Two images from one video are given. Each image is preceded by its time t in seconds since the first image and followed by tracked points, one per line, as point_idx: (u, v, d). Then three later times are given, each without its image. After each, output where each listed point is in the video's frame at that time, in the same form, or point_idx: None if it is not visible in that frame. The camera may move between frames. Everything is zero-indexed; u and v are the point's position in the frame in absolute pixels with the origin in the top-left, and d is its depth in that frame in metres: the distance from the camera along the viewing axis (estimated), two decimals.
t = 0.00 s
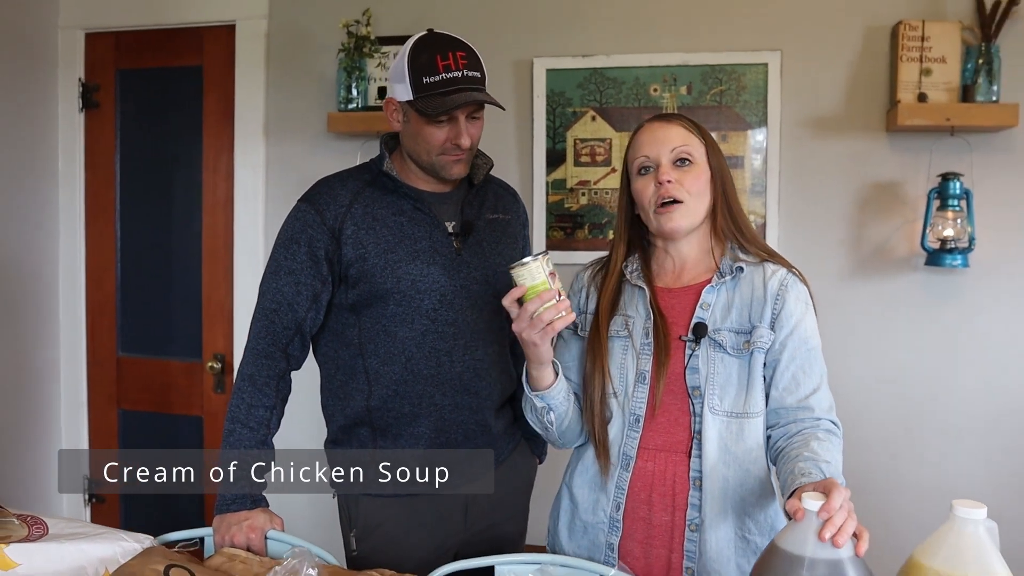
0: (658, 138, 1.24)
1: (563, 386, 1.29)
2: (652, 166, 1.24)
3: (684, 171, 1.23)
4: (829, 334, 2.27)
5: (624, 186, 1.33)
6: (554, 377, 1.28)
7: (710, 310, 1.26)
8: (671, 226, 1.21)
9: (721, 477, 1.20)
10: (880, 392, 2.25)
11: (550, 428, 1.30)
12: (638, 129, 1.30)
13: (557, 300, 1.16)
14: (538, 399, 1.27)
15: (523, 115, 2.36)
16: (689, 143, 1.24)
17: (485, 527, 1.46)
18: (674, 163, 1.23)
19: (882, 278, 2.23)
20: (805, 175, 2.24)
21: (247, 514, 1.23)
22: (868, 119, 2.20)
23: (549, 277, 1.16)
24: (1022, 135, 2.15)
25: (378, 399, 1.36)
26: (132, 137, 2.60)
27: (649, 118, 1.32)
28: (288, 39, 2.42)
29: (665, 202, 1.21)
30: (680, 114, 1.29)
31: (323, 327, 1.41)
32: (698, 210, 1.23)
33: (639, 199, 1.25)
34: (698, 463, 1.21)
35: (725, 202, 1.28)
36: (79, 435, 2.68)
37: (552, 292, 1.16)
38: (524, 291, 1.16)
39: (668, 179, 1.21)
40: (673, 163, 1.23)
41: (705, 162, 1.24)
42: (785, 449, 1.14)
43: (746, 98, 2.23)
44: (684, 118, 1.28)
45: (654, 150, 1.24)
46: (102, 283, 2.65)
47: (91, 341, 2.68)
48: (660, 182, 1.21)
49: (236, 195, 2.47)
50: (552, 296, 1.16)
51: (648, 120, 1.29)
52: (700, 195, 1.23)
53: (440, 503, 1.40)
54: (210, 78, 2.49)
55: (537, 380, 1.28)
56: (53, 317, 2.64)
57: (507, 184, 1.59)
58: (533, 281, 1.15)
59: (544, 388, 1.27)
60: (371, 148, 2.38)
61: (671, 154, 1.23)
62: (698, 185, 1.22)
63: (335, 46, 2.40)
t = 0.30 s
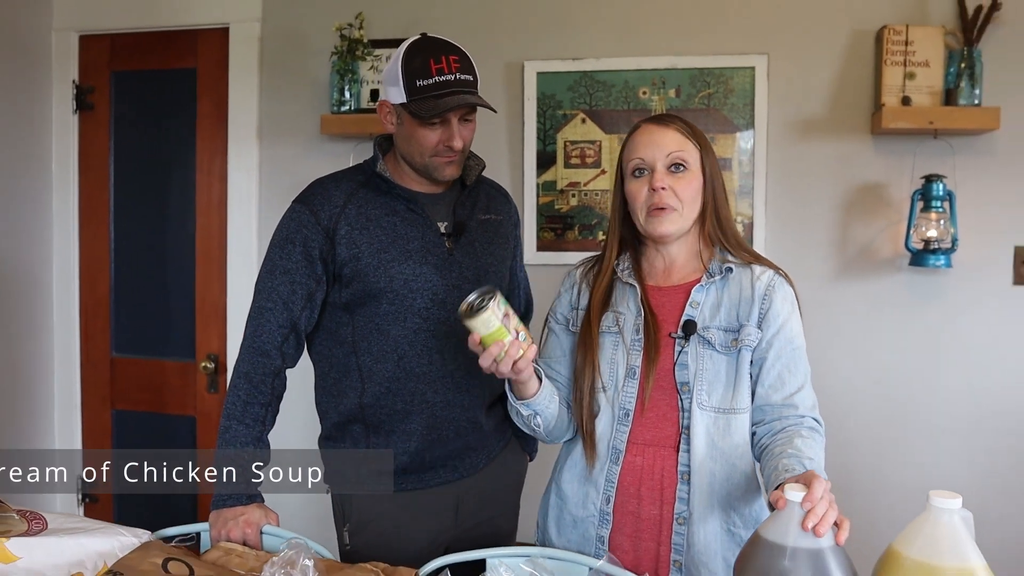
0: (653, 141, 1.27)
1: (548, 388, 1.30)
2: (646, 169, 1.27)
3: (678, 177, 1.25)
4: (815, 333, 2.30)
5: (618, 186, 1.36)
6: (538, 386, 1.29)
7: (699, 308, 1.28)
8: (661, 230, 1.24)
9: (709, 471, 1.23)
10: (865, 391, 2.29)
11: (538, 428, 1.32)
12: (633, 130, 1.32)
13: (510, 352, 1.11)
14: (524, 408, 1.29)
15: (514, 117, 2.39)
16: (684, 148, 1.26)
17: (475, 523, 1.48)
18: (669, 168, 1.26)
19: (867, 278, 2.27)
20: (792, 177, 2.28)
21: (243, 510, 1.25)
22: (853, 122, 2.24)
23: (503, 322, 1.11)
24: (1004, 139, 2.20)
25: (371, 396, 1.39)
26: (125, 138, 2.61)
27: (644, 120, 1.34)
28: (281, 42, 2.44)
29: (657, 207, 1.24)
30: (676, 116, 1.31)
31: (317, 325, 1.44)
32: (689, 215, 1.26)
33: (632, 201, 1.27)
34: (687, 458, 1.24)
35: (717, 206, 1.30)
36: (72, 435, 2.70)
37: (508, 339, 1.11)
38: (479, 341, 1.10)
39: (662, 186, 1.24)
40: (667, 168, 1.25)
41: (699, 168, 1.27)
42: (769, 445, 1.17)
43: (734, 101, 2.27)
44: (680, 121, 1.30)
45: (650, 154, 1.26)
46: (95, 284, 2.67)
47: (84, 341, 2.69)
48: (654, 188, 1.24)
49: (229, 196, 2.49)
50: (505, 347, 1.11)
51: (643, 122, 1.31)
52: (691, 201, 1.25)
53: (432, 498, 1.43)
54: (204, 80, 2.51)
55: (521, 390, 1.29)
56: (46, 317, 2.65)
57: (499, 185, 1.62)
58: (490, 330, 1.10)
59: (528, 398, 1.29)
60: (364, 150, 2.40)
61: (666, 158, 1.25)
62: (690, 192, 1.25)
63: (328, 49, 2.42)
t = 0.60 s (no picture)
0: (645, 142, 1.30)
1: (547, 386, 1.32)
2: (638, 169, 1.30)
3: (668, 179, 1.28)
4: (806, 331, 2.34)
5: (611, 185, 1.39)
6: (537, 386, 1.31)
7: (690, 305, 1.32)
8: (651, 231, 1.28)
9: (699, 464, 1.26)
10: (855, 388, 2.33)
11: (536, 425, 1.34)
12: (626, 130, 1.35)
13: (525, 342, 1.14)
14: (523, 405, 1.30)
15: (510, 118, 2.42)
16: (675, 151, 1.29)
17: (471, 515, 1.51)
18: (660, 170, 1.29)
19: (857, 277, 2.31)
20: (783, 178, 2.32)
21: (244, 501, 1.28)
22: (843, 124, 2.28)
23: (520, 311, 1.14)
24: (991, 140, 2.24)
25: (369, 390, 1.42)
26: (125, 138, 2.64)
27: (637, 119, 1.36)
28: (280, 44, 2.47)
29: (647, 209, 1.28)
30: (668, 117, 1.34)
31: (317, 321, 1.47)
32: (679, 216, 1.29)
33: (623, 202, 1.31)
34: (678, 450, 1.27)
35: (706, 206, 1.34)
36: (71, 432, 2.73)
37: (525, 326, 1.14)
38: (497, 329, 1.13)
39: (652, 188, 1.27)
40: (658, 170, 1.29)
41: (689, 170, 1.30)
42: (757, 438, 1.21)
43: (726, 103, 2.30)
44: (672, 122, 1.33)
45: (642, 155, 1.29)
46: (95, 283, 2.69)
47: (83, 339, 2.72)
48: (645, 191, 1.27)
49: (228, 196, 2.52)
50: (520, 337, 1.14)
51: (636, 123, 1.34)
52: (680, 203, 1.29)
53: (429, 490, 1.46)
54: (203, 81, 2.54)
55: (520, 390, 1.31)
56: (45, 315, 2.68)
57: (496, 184, 1.65)
58: (508, 317, 1.13)
59: (528, 395, 1.31)
60: (362, 151, 2.43)
61: (657, 160, 1.29)
62: (679, 194, 1.28)
63: (326, 51, 2.45)
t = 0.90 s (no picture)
0: (628, 145, 1.34)
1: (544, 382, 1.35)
2: (619, 171, 1.36)
3: (646, 180, 1.33)
4: (802, 324, 2.38)
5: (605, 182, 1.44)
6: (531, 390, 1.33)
7: (683, 296, 1.36)
8: (630, 231, 1.34)
9: (691, 449, 1.31)
10: (850, 380, 2.37)
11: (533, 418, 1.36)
12: (616, 128, 1.39)
13: (525, 363, 1.13)
14: (521, 407, 1.33)
15: (511, 113, 2.46)
16: (652, 153, 1.33)
17: (473, 501, 1.56)
18: (639, 172, 1.33)
19: (852, 271, 2.35)
20: (780, 173, 2.36)
21: (253, 485, 1.32)
22: (839, 120, 2.32)
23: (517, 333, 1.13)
24: (984, 136, 2.27)
25: (374, 379, 1.47)
26: (133, 134, 2.69)
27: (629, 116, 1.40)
28: (285, 42, 2.51)
29: (626, 209, 1.33)
30: (655, 115, 1.37)
31: (324, 311, 1.52)
32: (658, 215, 1.34)
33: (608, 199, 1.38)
34: (671, 436, 1.32)
35: (694, 201, 1.37)
36: (81, 422, 2.78)
37: (523, 348, 1.13)
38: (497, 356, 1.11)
39: (627, 190, 1.32)
40: (637, 172, 1.33)
41: (671, 170, 1.34)
42: (748, 424, 1.26)
43: (724, 99, 2.34)
44: (657, 121, 1.35)
45: (622, 157, 1.34)
46: (103, 276, 2.74)
47: (92, 332, 2.77)
48: (619, 193, 1.33)
49: (234, 191, 2.56)
50: (520, 359, 1.13)
51: (625, 122, 1.38)
52: (658, 204, 1.33)
53: (431, 475, 1.51)
54: (210, 78, 2.58)
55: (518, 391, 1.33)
56: (55, 308, 2.73)
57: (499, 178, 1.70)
58: (508, 344, 1.11)
59: (526, 397, 1.33)
60: (366, 146, 2.47)
61: (634, 163, 1.33)
62: (656, 195, 1.32)
63: (331, 48, 2.49)
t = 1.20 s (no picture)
0: (625, 141, 1.38)
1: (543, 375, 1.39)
2: (615, 166, 1.40)
3: (641, 176, 1.37)
4: (800, 314, 2.43)
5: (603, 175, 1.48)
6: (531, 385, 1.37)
7: (679, 286, 1.41)
8: (625, 225, 1.39)
9: (688, 434, 1.36)
10: (846, 369, 2.42)
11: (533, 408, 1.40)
12: (614, 125, 1.43)
13: (524, 359, 1.17)
14: (521, 400, 1.37)
15: (514, 109, 2.50)
16: (647, 150, 1.37)
17: (478, 485, 1.61)
18: (634, 167, 1.38)
19: (849, 262, 2.39)
20: (778, 166, 2.40)
21: (266, 471, 1.35)
22: (836, 114, 2.36)
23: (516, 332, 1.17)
24: (979, 129, 2.31)
25: (382, 367, 1.52)
26: (142, 130, 2.73)
27: (626, 112, 1.44)
28: (291, 39, 2.56)
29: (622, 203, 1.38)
30: (651, 112, 1.41)
31: (333, 302, 1.57)
32: (651, 210, 1.38)
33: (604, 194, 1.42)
34: (668, 422, 1.37)
35: (688, 196, 1.41)
36: (92, 413, 2.84)
37: (522, 345, 1.17)
38: (496, 354, 1.16)
39: (622, 185, 1.37)
40: (632, 167, 1.38)
41: (665, 166, 1.38)
42: (743, 408, 1.31)
43: (723, 94, 2.38)
44: (653, 118, 1.39)
45: (618, 153, 1.39)
46: (114, 270, 2.80)
47: (103, 325, 2.82)
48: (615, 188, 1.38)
49: (242, 185, 2.61)
50: (519, 355, 1.17)
51: (622, 119, 1.42)
52: (653, 199, 1.38)
53: (437, 461, 1.56)
54: (217, 75, 2.63)
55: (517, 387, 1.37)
56: (67, 302, 2.78)
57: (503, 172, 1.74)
58: (507, 342, 1.15)
59: (526, 391, 1.37)
60: (371, 141, 2.52)
61: (630, 159, 1.38)
62: (651, 191, 1.37)
63: (336, 45, 2.53)
